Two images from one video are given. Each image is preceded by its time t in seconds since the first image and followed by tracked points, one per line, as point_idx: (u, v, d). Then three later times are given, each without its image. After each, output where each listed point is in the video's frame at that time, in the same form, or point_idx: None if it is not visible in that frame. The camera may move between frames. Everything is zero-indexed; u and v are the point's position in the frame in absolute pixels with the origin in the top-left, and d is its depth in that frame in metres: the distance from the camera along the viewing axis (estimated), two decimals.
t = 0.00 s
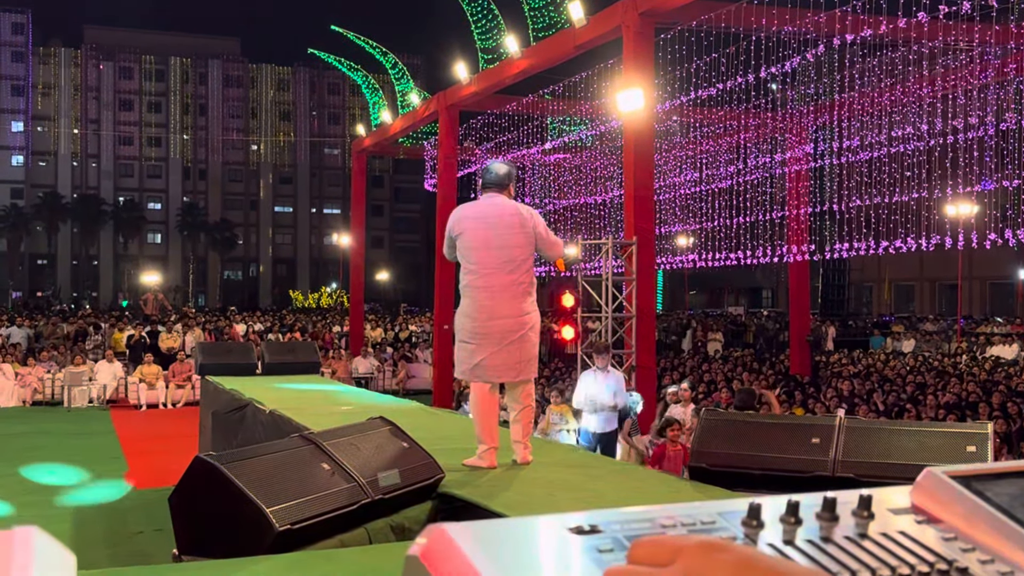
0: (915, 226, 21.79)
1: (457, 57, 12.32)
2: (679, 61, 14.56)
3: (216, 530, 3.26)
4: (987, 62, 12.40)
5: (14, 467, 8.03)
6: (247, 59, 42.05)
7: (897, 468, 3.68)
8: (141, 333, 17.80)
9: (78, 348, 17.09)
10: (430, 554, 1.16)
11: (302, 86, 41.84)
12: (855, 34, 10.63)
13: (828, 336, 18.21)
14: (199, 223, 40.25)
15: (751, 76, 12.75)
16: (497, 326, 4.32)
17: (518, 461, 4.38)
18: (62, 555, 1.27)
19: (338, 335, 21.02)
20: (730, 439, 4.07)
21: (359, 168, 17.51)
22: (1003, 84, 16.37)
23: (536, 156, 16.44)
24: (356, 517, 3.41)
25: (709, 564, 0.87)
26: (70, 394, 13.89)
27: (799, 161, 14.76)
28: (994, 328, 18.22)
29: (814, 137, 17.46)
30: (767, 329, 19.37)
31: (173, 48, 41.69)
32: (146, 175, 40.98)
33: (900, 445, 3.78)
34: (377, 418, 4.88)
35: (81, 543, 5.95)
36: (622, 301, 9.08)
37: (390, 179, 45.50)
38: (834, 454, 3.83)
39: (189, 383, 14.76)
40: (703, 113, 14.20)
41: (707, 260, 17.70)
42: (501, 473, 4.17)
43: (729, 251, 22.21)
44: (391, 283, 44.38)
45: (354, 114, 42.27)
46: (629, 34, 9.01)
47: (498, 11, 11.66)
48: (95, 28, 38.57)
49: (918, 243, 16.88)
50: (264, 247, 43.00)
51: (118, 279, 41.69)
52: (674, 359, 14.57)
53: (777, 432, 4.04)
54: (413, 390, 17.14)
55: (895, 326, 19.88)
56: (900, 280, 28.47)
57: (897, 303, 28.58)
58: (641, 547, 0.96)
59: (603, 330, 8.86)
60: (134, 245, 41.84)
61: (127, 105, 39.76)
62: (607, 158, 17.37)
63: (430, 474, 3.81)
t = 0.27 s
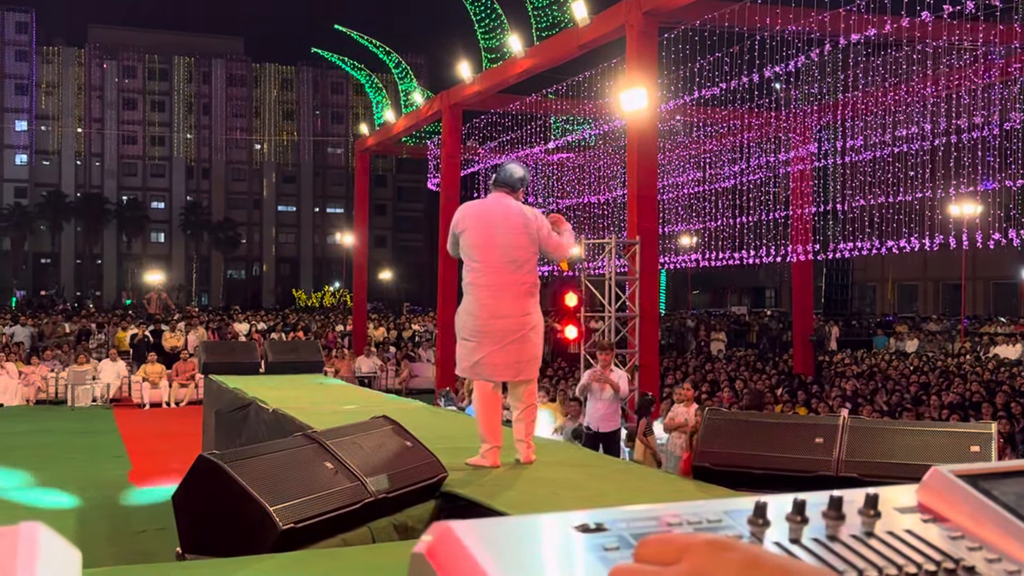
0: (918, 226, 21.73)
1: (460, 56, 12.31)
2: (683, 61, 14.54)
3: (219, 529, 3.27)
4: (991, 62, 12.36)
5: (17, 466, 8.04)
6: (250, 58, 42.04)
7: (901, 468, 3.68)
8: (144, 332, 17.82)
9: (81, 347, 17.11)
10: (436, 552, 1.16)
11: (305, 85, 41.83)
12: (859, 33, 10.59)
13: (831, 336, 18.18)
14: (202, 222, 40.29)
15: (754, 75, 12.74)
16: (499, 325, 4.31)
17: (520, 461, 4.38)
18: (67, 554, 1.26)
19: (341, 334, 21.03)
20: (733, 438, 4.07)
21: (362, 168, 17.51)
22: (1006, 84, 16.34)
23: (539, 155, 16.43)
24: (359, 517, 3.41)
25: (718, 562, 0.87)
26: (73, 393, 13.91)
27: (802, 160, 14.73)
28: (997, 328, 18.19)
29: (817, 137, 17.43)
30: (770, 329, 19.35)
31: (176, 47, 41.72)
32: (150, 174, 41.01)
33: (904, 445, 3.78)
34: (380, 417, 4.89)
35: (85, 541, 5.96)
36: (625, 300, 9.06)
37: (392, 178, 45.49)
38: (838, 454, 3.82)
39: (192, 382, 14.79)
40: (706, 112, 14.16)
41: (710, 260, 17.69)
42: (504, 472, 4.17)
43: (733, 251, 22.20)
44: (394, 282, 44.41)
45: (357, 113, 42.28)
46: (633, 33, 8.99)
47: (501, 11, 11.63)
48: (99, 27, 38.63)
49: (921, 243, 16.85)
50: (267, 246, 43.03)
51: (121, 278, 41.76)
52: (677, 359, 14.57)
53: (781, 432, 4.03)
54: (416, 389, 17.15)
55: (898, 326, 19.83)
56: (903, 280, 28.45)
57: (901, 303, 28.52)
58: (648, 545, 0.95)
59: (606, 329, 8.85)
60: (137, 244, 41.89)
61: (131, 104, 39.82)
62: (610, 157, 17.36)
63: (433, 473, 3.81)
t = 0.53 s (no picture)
0: (922, 226, 21.68)
1: (464, 56, 12.32)
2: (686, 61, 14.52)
3: (222, 527, 3.27)
4: (995, 62, 12.33)
5: (21, 465, 8.07)
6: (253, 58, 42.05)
7: (905, 469, 3.67)
8: (148, 331, 17.86)
9: (85, 347, 17.16)
10: (440, 553, 1.16)
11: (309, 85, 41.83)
12: (863, 33, 10.57)
13: (835, 336, 18.17)
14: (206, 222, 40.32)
15: (757, 75, 12.72)
16: (501, 324, 4.32)
17: (523, 460, 4.39)
18: (73, 553, 1.27)
19: (344, 334, 21.07)
20: (736, 438, 4.07)
21: (366, 167, 17.52)
22: (1010, 84, 16.30)
23: (542, 155, 16.43)
24: (362, 517, 3.42)
25: (720, 562, 0.87)
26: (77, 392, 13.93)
27: (806, 160, 14.70)
28: (1001, 328, 18.12)
29: (821, 136, 17.40)
30: (773, 329, 19.37)
31: (180, 47, 41.79)
32: (153, 173, 41.09)
33: (907, 446, 3.77)
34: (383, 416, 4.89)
35: (90, 540, 5.98)
36: (628, 300, 9.05)
37: (395, 178, 45.50)
38: (840, 453, 3.83)
39: (196, 381, 14.83)
40: (709, 112, 14.14)
41: (713, 260, 17.68)
42: (507, 472, 4.17)
43: (736, 251, 22.19)
44: (397, 281, 44.46)
45: (360, 113, 42.31)
46: (637, 32, 8.97)
47: (505, 10, 11.63)
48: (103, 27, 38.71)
49: (925, 242, 16.81)
50: (270, 245, 43.08)
51: (125, 277, 41.86)
52: (680, 359, 14.59)
53: (783, 431, 4.03)
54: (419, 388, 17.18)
55: (902, 326, 19.79)
56: (907, 280, 28.41)
57: (904, 303, 28.45)
58: (651, 544, 0.95)
59: (610, 329, 8.84)
60: (141, 244, 41.96)
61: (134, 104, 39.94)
62: (613, 157, 17.35)
63: (436, 473, 3.82)
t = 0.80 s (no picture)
0: (925, 226, 21.64)
1: (467, 56, 12.34)
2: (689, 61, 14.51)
3: (226, 528, 3.28)
4: (999, 61, 12.32)
5: (24, 464, 8.08)
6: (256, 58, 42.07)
7: (909, 469, 3.67)
8: (151, 331, 17.88)
9: (88, 347, 17.18)
10: (446, 553, 1.16)
11: (311, 85, 41.80)
12: (866, 33, 10.55)
13: (838, 336, 18.14)
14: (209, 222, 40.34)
15: (760, 75, 12.69)
16: (506, 324, 4.33)
17: (526, 460, 4.38)
18: (79, 552, 1.27)
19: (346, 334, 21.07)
20: (739, 439, 4.07)
21: (369, 167, 17.52)
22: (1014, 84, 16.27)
23: (545, 155, 16.42)
24: (365, 517, 3.42)
25: (727, 562, 0.87)
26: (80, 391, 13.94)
27: (810, 160, 14.68)
28: (1005, 328, 18.06)
29: (824, 136, 17.38)
30: (776, 329, 19.34)
31: (183, 47, 41.85)
32: (157, 174, 41.14)
33: (910, 446, 3.77)
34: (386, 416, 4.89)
35: (92, 540, 5.98)
36: (631, 300, 9.05)
37: (398, 177, 45.54)
38: (844, 454, 3.82)
39: (199, 381, 14.85)
40: (713, 112, 14.12)
41: (717, 260, 17.64)
42: (510, 472, 4.17)
43: (740, 251, 22.16)
44: (400, 281, 44.49)
45: (363, 113, 42.34)
46: (640, 33, 8.97)
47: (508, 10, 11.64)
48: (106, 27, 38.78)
49: (928, 243, 16.77)
50: (273, 246, 43.08)
51: (128, 277, 41.90)
52: (683, 359, 14.58)
53: (786, 432, 4.03)
54: (422, 388, 17.20)
55: (904, 326, 19.75)
56: (910, 280, 28.37)
57: (908, 303, 28.42)
58: (655, 545, 0.96)
59: (613, 329, 8.84)
60: (144, 244, 41.99)
61: (138, 104, 39.99)
62: (616, 157, 17.33)
63: (439, 472, 3.83)
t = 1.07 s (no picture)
0: (927, 226, 21.64)
1: (468, 56, 12.34)
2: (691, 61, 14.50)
3: (228, 528, 3.28)
4: (1000, 61, 12.30)
5: (27, 464, 8.09)
6: (259, 58, 42.08)
7: (913, 469, 3.67)
8: (154, 331, 17.91)
9: (90, 347, 17.21)
10: (450, 552, 1.16)
11: (313, 85, 41.78)
12: (867, 32, 10.55)
13: (840, 336, 18.15)
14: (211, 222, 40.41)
15: (762, 75, 12.69)
16: (510, 323, 4.32)
17: (528, 461, 4.38)
18: (85, 550, 1.28)
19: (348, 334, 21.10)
20: (743, 440, 4.06)
21: (371, 168, 17.54)
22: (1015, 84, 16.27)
23: (547, 155, 16.40)
24: (368, 517, 3.42)
25: (732, 561, 0.87)
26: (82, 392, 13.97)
27: (811, 160, 14.68)
28: (1007, 328, 18.04)
29: (826, 136, 17.38)
30: (778, 329, 19.36)
31: (186, 48, 41.94)
32: (159, 174, 41.22)
33: (914, 446, 3.77)
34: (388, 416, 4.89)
35: (95, 540, 5.99)
36: (633, 300, 9.05)
37: (401, 178, 45.59)
38: (846, 454, 3.82)
39: (201, 382, 14.87)
40: (715, 112, 14.14)
41: (719, 261, 17.65)
42: (512, 471, 4.17)
43: (742, 251, 22.17)
44: (402, 282, 44.55)
45: (365, 113, 42.39)
46: (642, 33, 8.98)
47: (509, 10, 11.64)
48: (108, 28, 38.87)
49: (931, 242, 16.76)
50: (275, 246, 43.11)
51: (130, 277, 41.95)
52: (685, 359, 14.60)
53: (789, 432, 4.03)
54: (423, 389, 17.23)
55: (907, 326, 19.75)
56: (913, 281, 28.36)
57: (910, 303, 28.41)
58: (660, 542, 0.96)
59: (615, 329, 8.84)
60: (146, 244, 42.05)
61: (140, 105, 40.04)
62: (618, 157, 17.32)
63: (442, 472, 3.83)
